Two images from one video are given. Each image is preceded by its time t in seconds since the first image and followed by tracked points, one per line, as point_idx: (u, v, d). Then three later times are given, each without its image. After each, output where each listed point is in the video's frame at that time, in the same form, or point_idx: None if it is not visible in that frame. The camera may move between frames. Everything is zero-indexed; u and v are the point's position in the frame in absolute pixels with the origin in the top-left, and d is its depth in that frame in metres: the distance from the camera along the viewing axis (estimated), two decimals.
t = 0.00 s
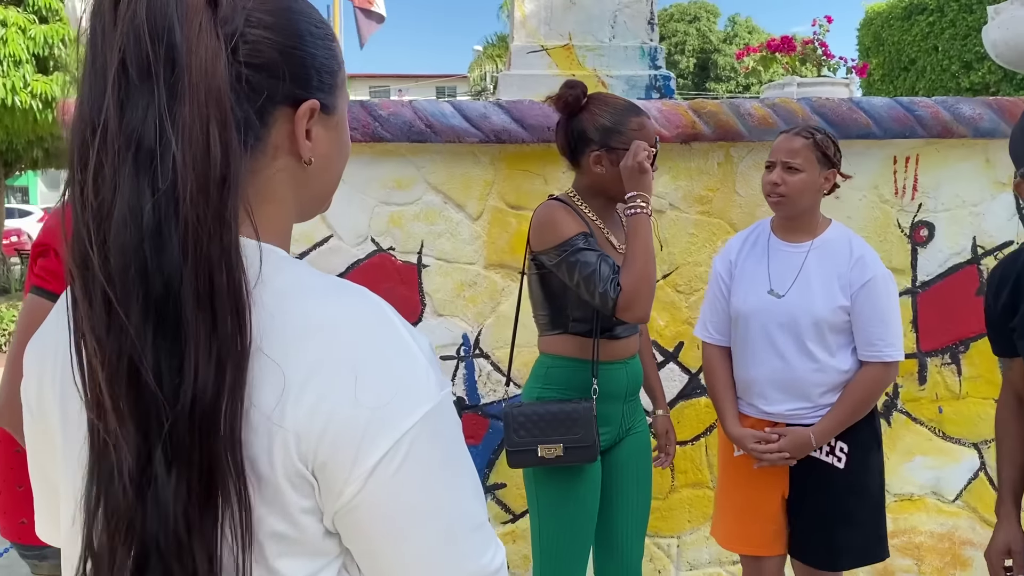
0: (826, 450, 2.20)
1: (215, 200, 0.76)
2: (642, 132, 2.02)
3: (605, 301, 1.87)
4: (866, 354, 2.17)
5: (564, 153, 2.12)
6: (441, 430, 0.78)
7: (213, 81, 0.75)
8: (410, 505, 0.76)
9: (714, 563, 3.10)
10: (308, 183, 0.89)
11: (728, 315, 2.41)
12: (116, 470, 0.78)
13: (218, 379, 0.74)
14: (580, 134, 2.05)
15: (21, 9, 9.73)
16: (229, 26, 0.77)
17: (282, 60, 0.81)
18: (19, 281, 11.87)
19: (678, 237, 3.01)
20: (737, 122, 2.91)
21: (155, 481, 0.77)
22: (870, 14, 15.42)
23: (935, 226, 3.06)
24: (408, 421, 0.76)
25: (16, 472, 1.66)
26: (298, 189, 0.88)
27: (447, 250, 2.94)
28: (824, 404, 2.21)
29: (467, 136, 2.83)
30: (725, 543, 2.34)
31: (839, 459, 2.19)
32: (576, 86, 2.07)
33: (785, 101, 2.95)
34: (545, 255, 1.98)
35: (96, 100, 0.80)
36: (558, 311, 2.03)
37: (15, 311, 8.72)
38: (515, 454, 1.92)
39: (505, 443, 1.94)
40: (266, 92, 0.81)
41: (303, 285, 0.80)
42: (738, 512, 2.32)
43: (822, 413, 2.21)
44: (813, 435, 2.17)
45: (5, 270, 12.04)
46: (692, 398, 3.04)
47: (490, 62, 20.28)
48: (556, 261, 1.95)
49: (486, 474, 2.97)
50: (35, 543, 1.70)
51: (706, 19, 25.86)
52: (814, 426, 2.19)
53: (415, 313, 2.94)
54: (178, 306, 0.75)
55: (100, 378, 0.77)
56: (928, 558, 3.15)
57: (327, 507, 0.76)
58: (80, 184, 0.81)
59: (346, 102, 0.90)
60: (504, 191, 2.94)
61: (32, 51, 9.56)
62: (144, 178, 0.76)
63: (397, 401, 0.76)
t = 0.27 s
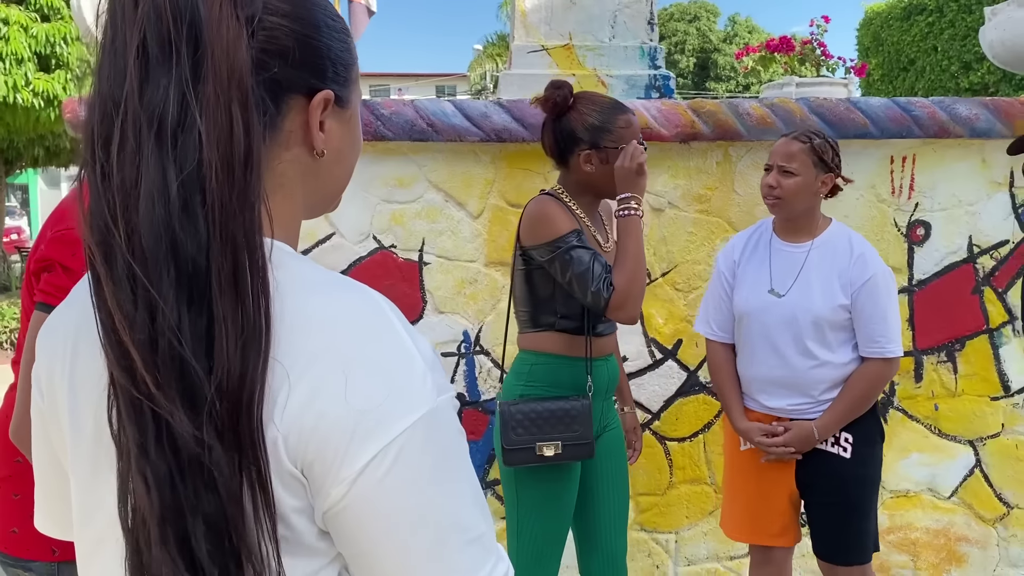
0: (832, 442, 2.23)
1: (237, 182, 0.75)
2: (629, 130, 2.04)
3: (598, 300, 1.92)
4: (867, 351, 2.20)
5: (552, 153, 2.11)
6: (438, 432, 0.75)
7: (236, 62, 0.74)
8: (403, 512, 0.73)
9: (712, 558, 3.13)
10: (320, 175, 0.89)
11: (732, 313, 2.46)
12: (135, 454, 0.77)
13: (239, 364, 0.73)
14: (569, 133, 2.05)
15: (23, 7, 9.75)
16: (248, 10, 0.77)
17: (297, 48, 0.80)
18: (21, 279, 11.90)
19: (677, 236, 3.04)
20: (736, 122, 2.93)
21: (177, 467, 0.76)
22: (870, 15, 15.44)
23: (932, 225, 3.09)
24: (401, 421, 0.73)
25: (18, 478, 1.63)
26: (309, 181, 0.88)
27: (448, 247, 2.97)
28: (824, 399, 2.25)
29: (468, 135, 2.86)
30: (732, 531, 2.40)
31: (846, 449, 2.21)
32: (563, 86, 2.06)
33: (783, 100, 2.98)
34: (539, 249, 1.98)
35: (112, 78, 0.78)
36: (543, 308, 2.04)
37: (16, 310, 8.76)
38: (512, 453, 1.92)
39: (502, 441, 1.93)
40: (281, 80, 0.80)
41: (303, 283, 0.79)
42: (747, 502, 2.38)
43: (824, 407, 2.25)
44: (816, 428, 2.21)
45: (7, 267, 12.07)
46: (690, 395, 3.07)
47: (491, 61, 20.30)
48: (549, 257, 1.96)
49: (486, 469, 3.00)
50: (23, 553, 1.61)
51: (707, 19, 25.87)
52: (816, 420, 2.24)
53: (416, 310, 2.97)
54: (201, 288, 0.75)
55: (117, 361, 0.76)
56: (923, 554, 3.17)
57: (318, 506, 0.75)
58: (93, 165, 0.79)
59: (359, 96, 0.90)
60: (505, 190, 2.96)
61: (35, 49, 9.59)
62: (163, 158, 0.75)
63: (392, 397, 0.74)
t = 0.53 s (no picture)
0: (848, 447, 2.25)
1: (234, 177, 0.78)
2: (609, 140, 2.09)
3: (545, 312, 1.91)
4: (881, 349, 2.21)
5: (531, 147, 2.16)
6: (434, 431, 0.78)
7: (231, 60, 0.77)
8: (396, 508, 0.75)
9: (705, 552, 3.17)
10: (316, 172, 0.91)
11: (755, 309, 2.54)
12: (135, 441, 0.79)
13: (235, 355, 0.75)
14: (550, 133, 2.09)
15: (25, 5, 9.80)
16: (245, 9, 0.79)
17: (294, 46, 0.83)
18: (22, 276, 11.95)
19: (671, 234, 3.08)
20: (729, 121, 2.97)
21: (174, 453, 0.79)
22: (870, 14, 15.46)
23: (923, 224, 3.13)
24: (402, 420, 0.76)
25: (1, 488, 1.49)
26: (306, 178, 0.91)
27: (444, 244, 3.01)
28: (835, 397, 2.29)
29: (464, 134, 2.89)
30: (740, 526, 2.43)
31: (861, 456, 2.24)
32: (551, 83, 2.11)
33: (776, 100, 3.02)
34: (507, 250, 2.02)
35: (113, 77, 0.81)
36: (510, 308, 2.07)
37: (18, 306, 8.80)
38: (495, 452, 1.94)
39: (484, 440, 1.95)
40: (277, 79, 0.83)
41: (300, 283, 0.80)
42: (755, 497, 2.41)
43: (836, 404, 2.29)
44: (825, 424, 2.24)
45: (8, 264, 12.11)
46: (684, 390, 3.11)
47: (491, 59, 20.33)
48: (515, 260, 2.00)
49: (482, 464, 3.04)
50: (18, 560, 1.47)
51: (708, 18, 25.89)
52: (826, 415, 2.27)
53: (413, 306, 3.01)
54: (199, 281, 0.78)
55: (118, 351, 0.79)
56: (914, 549, 3.21)
57: (315, 499, 0.78)
58: (95, 162, 0.83)
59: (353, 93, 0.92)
60: (501, 188, 3.00)
61: (37, 47, 9.64)
62: (163, 155, 0.78)
63: (389, 397, 0.76)
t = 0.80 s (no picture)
0: (863, 442, 2.29)
1: (220, 167, 0.83)
2: (590, 142, 2.15)
3: (484, 321, 2.00)
4: (904, 349, 2.23)
5: (514, 151, 2.21)
6: (411, 417, 0.82)
7: (217, 58, 0.82)
8: (370, 489, 0.79)
9: (696, 544, 3.21)
10: (303, 166, 0.96)
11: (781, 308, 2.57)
12: (126, 418, 0.84)
13: (217, 338, 0.79)
14: (532, 135, 2.15)
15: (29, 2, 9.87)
16: (231, 9, 0.84)
17: (278, 44, 0.88)
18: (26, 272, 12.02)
19: (663, 231, 3.13)
20: (720, 120, 3.02)
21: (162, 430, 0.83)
22: (871, 14, 15.49)
23: (911, 222, 3.17)
24: (379, 404, 0.80)
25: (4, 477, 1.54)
26: (292, 172, 0.95)
27: (440, 240, 3.06)
28: (857, 394, 2.31)
29: (459, 132, 2.95)
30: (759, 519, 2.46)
31: (876, 451, 2.28)
32: (534, 87, 2.16)
33: (767, 99, 3.07)
34: (475, 250, 2.07)
35: (107, 73, 0.86)
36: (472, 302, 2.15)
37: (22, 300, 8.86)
38: (463, 451, 2.00)
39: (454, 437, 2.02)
40: (263, 75, 0.88)
41: (284, 275, 0.85)
42: (775, 490, 2.44)
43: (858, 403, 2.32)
44: (847, 421, 2.27)
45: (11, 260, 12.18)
46: (676, 385, 3.16)
47: (493, 57, 20.37)
48: (477, 263, 2.06)
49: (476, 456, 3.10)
50: (23, 549, 1.52)
51: (710, 16, 25.89)
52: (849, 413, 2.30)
53: (409, 301, 3.07)
54: (186, 267, 0.82)
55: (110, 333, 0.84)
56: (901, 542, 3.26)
57: (295, 480, 0.82)
58: (92, 156, 0.88)
59: (337, 90, 0.97)
60: (496, 185, 3.05)
61: (41, 44, 9.70)
62: (154, 148, 0.82)
63: (366, 382, 0.80)
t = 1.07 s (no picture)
0: (875, 433, 2.30)
1: (209, 161, 0.87)
2: (575, 136, 2.19)
3: (447, 311, 2.11)
4: (920, 347, 2.24)
5: (503, 153, 2.26)
6: (393, 404, 0.86)
7: (205, 56, 0.86)
8: (354, 471, 0.84)
9: (691, 536, 3.26)
10: (292, 161, 0.99)
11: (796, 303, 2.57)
12: (120, 401, 0.88)
13: (206, 324, 0.83)
14: (518, 137, 2.20)
15: None
16: (219, 10, 0.88)
17: (264, 43, 0.91)
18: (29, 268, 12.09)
19: (659, 227, 3.17)
20: (716, 117, 3.06)
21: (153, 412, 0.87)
22: (873, 12, 15.51)
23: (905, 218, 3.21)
24: (362, 391, 0.84)
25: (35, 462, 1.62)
26: (281, 167, 0.99)
27: (439, 236, 3.11)
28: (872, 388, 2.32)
29: (459, 129, 3.00)
30: (774, 513, 2.47)
31: (888, 442, 2.28)
32: (513, 91, 2.22)
33: (762, 97, 3.10)
34: (458, 241, 2.15)
35: (102, 72, 0.91)
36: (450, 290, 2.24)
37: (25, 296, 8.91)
38: (446, 440, 2.03)
39: (438, 427, 2.05)
40: (250, 73, 0.91)
41: (273, 268, 0.89)
42: (787, 482, 2.45)
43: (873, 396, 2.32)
44: (861, 412, 2.27)
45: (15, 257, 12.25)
46: (671, 378, 3.21)
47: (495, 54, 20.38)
48: (458, 254, 2.14)
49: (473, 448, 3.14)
50: (58, 528, 1.63)
51: (713, 15, 25.88)
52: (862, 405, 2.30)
53: (408, 296, 3.11)
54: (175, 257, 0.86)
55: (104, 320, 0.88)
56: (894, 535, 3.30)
57: (284, 463, 0.87)
58: (87, 150, 0.92)
59: (325, 87, 1.00)
60: (495, 181, 3.10)
61: (46, 41, 9.74)
62: (145, 143, 0.86)
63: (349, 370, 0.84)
